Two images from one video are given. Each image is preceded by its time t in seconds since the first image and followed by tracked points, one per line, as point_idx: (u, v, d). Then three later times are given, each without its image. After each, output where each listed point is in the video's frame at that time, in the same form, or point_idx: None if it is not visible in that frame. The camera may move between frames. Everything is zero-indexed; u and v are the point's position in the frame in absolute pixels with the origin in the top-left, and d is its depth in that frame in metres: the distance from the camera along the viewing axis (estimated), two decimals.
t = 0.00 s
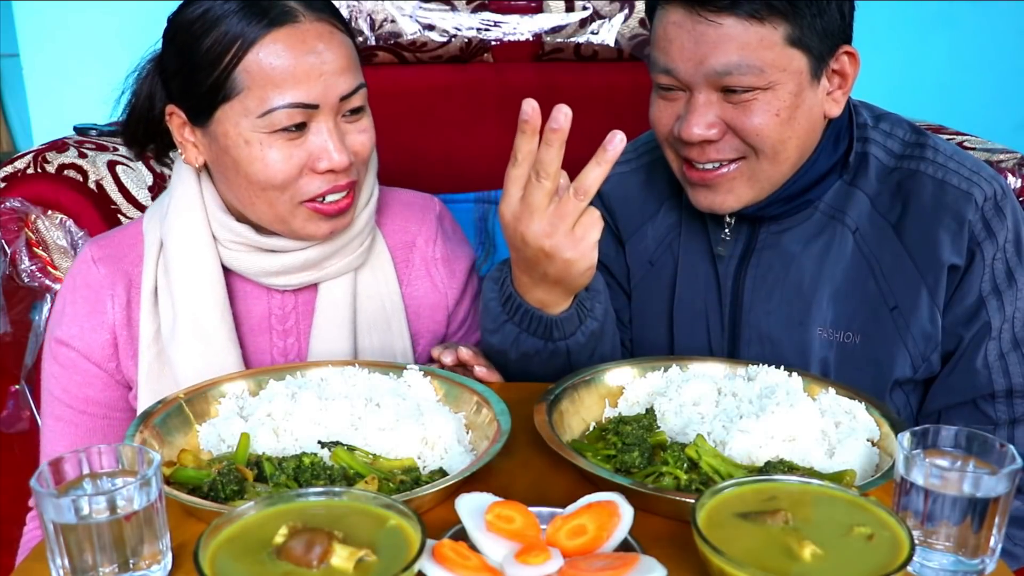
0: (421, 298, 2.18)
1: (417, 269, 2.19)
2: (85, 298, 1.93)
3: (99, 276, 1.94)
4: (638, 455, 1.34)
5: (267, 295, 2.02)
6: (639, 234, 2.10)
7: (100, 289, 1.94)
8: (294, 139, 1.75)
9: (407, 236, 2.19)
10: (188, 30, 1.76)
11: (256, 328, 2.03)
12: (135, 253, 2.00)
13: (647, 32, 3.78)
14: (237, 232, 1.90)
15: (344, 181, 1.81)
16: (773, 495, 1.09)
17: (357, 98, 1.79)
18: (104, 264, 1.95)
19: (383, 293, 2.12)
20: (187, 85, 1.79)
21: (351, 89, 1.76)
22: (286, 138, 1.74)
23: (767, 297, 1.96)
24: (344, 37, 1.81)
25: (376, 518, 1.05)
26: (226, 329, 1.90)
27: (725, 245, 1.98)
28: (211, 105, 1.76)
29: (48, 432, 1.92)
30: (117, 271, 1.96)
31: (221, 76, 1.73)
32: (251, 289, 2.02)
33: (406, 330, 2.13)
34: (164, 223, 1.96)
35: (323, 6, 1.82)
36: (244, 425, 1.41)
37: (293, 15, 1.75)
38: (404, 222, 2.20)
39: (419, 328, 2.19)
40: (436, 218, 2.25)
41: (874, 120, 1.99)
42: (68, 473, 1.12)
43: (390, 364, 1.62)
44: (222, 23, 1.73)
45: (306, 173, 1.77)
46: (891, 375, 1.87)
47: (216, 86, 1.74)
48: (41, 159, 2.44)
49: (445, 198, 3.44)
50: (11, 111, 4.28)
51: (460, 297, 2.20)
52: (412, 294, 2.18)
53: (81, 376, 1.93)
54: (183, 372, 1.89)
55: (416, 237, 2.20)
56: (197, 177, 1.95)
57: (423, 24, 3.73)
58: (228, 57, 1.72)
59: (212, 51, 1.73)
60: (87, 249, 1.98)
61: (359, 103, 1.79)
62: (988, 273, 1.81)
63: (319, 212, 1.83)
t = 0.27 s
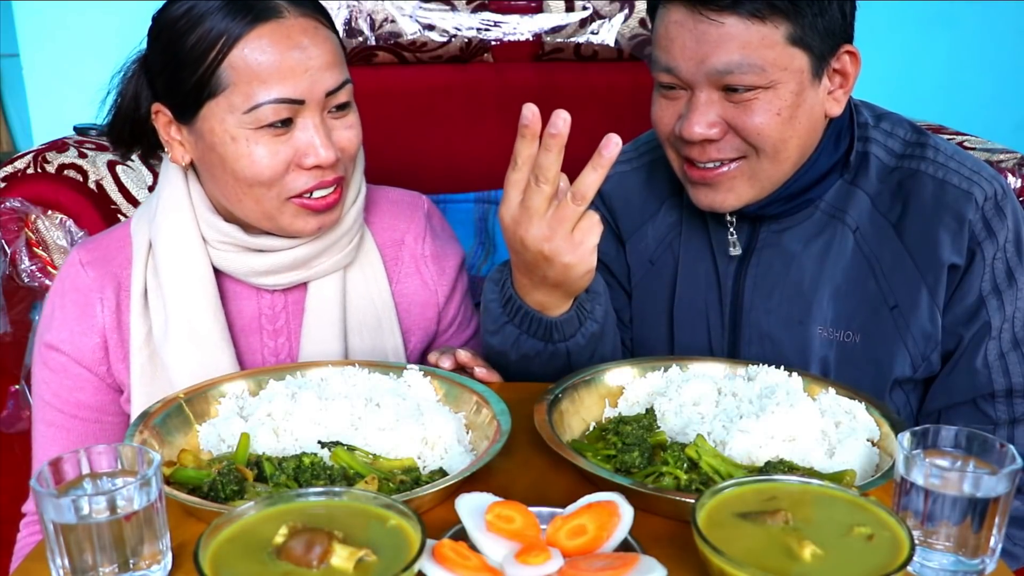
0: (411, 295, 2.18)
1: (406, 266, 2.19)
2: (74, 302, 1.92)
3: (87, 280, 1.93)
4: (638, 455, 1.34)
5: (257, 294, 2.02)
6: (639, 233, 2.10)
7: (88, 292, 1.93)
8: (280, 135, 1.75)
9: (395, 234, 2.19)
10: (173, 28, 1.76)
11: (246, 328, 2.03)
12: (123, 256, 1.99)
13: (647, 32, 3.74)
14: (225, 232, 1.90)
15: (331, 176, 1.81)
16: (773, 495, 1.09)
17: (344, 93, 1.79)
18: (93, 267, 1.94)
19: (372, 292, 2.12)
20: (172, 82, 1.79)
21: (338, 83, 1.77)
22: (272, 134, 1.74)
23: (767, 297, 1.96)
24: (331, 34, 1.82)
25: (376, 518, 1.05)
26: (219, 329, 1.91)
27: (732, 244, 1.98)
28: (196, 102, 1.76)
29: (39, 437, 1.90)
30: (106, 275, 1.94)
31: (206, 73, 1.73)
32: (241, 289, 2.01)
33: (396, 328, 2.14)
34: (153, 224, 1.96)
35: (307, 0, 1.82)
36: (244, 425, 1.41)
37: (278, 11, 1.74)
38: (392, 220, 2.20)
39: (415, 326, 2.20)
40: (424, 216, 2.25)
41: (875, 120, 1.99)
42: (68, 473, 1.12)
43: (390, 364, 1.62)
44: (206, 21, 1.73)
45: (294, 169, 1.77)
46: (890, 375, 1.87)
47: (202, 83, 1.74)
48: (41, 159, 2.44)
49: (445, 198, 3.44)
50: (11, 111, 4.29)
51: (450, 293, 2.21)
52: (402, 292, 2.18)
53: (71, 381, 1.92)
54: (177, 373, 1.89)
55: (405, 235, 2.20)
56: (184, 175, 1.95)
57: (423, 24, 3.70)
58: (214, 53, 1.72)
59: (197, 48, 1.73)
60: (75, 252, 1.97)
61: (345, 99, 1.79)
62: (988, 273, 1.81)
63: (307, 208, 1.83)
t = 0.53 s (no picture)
0: (412, 295, 2.18)
1: (407, 266, 2.19)
2: (73, 306, 1.91)
3: (87, 284, 1.92)
4: (638, 455, 1.34)
5: (258, 297, 2.02)
6: (639, 233, 2.11)
7: (88, 296, 1.92)
8: (281, 140, 1.75)
9: (396, 234, 2.19)
10: (172, 33, 1.76)
11: (248, 330, 2.03)
12: (123, 258, 1.98)
13: (647, 32, 3.73)
14: (226, 235, 1.90)
15: (334, 180, 1.81)
16: (773, 495, 1.09)
17: (344, 97, 1.79)
18: (92, 271, 1.94)
19: (374, 292, 2.13)
20: (172, 87, 1.79)
21: (338, 87, 1.77)
22: (273, 139, 1.74)
23: (768, 296, 1.96)
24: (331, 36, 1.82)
25: (376, 518, 1.05)
26: (221, 332, 1.91)
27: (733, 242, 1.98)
28: (197, 107, 1.76)
29: (37, 440, 1.90)
30: (105, 278, 1.94)
31: (207, 78, 1.73)
32: (242, 292, 2.01)
33: (398, 328, 2.14)
34: (153, 226, 1.95)
35: (307, 4, 1.82)
36: (244, 425, 1.41)
37: (278, 15, 1.75)
38: (392, 220, 2.20)
39: (415, 326, 2.20)
40: (424, 216, 2.25)
41: (877, 119, 1.99)
42: (68, 473, 1.13)
43: (390, 364, 1.62)
44: (206, 25, 1.73)
45: (295, 173, 1.77)
46: (891, 375, 1.87)
47: (203, 88, 1.74)
48: (41, 159, 2.44)
49: (445, 199, 3.44)
50: (11, 111, 4.29)
51: (450, 292, 2.21)
52: (403, 292, 2.18)
53: (70, 385, 1.92)
54: (179, 375, 1.89)
55: (405, 234, 2.20)
56: (185, 179, 1.95)
57: (423, 24, 3.70)
58: (214, 58, 1.72)
59: (197, 53, 1.73)
60: (74, 256, 1.96)
61: (345, 102, 1.79)
62: (990, 273, 1.81)
63: (312, 212, 1.83)
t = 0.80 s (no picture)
0: (415, 295, 2.18)
1: (409, 266, 2.19)
2: (76, 304, 1.91)
3: (91, 283, 1.92)
4: (638, 455, 1.34)
5: (262, 297, 2.02)
6: (639, 232, 2.10)
7: (91, 295, 1.92)
8: (284, 140, 1.75)
9: (399, 234, 2.19)
10: (175, 33, 1.76)
11: (251, 330, 2.03)
12: (126, 257, 1.98)
13: (647, 32, 3.73)
14: (230, 235, 1.90)
15: (337, 181, 1.81)
16: (773, 495, 1.09)
17: (347, 97, 1.79)
18: (96, 270, 1.93)
19: (376, 291, 2.12)
20: (176, 87, 1.79)
21: (342, 87, 1.77)
22: (277, 139, 1.74)
23: (769, 297, 1.96)
24: (334, 37, 1.82)
25: (376, 519, 1.05)
26: (225, 331, 1.91)
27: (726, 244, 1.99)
28: (201, 107, 1.76)
29: (38, 439, 1.90)
30: (109, 277, 1.94)
31: (212, 77, 1.73)
32: (245, 291, 2.01)
33: (401, 328, 2.14)
34: (158, 225, 1.96)
35: (311, 4, 1.82)
36: (244, 425, 1.41)
37: (281, 15, 1.75)
38: (395, 220, 2.20)
39: (417, 326, 2.20)
40: (426, 215, 2.25)
41: (877, 119, 1.99)
42: (68, 473, 1.13)
43: (390, 364, 1.62)
44: (211, 25, 1.73)
45: (299, 173, 1.77)
46: (891, 375, 1.87)
47: (206, 88, 1.74)
48: (41, 159, 2.44)
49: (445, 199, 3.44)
50: (11, 111, 4.30)
51: (454, 293, 2.21)
52: (407, 292, 2.18)
53: (72, 383, 1.92)
54: (183, 374, 1.89)
55: (407, 235, 2.20)
56: (189, 178, 1.96)
57: (423, 24, 3.71)
58: (218, 58, 1.72)
59: (202, 53, 1.73)
60: (77, 255, 1.96)
61: (349, 102, 1.79)
62: (989, 273, 1.81)
63: (314, 212, 1.83)
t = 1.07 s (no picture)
0: (415, 295, 2.18)
1: (410, 266, 2.19)
2: (76, 305, 1.91)
3: (91, 283, 1.92)
4: (639, 455, 1.34)
5: (262, 297, 2.02)
6: (634, 233, 2.10)
7: (91, 295, 1.92)
8: (286, 140, 1.75)
9: (399, 234, 2.19)
10: (178, 33, 1.76)
11: (252, 330, 2.02)
12: (126, 257, 1.98)
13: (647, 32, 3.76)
14: (231, 235, 1.90)
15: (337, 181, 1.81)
16: (773, 495, 1.09)
17: (349, 98, 1.79)
18: (97, 270, 1.94)
19: (377, 291, 2.13)
20: (178, 87, 1.79)
21: (344, 88, 1.77)
22: (279, 139, 1.74)
23: (763, 295, 1.96)
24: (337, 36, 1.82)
25: (376, 519, 1.05)
26: (227, 331, 1.91)
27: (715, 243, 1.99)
28: (203, 107, 1.76)
29: (39, 440, 1.90)
30: (109, 277, 1.94)
31: (214, 78, 1.73)
32: (247, 291, 2.01)
33: (401, 328, 2.14)
34: (158, 225, 1.96)
35: (313, 4, 1.82)
36: (244, 425, 1.41)
37: (285, 15, 1.75)
38: (396, 221, 2.20)
39: (418, 325, 2.20)
40: (426, 216, 2.25)
41: (865, 118, 2.01)
42: (68, 473, 1.13)
43: (390, 364, 1.62)
44: (214, 25, 1.73)
45: (300, 173, 1.77)
46: (886, 369, 1.88)
47: (209, 88, 1.74)
48: (41, 160, 2.44)
49: (445, 198, 3.44)
50: (11, 111, 4.31)
51: (454, 293, 2.21)
52: (407, 292, 2.18)
53: (72, 384, 1.92)
54: (184, 374, 1.89)
55: (408, 235, 2.20)
56: (190, 178, 1.95)
57: (423, 24, 3.71)
58: (221, 58, 1.72)
59: (204, 53, 1.73)
60: (77, 255, 1.96)
61: (351, 103, 1.80)
62: (981, 265, 1.83)
63: (314, 212, 1.83)
